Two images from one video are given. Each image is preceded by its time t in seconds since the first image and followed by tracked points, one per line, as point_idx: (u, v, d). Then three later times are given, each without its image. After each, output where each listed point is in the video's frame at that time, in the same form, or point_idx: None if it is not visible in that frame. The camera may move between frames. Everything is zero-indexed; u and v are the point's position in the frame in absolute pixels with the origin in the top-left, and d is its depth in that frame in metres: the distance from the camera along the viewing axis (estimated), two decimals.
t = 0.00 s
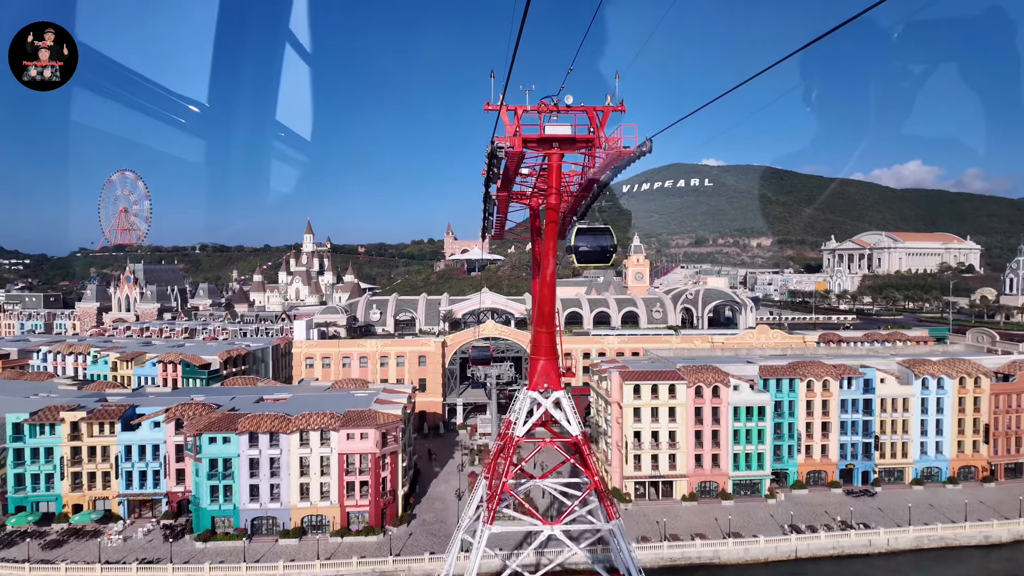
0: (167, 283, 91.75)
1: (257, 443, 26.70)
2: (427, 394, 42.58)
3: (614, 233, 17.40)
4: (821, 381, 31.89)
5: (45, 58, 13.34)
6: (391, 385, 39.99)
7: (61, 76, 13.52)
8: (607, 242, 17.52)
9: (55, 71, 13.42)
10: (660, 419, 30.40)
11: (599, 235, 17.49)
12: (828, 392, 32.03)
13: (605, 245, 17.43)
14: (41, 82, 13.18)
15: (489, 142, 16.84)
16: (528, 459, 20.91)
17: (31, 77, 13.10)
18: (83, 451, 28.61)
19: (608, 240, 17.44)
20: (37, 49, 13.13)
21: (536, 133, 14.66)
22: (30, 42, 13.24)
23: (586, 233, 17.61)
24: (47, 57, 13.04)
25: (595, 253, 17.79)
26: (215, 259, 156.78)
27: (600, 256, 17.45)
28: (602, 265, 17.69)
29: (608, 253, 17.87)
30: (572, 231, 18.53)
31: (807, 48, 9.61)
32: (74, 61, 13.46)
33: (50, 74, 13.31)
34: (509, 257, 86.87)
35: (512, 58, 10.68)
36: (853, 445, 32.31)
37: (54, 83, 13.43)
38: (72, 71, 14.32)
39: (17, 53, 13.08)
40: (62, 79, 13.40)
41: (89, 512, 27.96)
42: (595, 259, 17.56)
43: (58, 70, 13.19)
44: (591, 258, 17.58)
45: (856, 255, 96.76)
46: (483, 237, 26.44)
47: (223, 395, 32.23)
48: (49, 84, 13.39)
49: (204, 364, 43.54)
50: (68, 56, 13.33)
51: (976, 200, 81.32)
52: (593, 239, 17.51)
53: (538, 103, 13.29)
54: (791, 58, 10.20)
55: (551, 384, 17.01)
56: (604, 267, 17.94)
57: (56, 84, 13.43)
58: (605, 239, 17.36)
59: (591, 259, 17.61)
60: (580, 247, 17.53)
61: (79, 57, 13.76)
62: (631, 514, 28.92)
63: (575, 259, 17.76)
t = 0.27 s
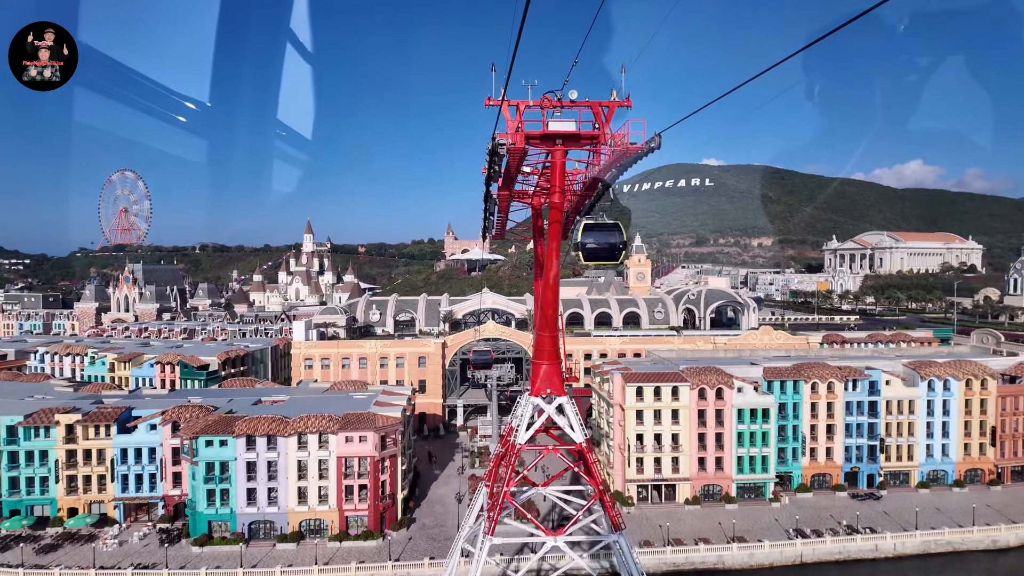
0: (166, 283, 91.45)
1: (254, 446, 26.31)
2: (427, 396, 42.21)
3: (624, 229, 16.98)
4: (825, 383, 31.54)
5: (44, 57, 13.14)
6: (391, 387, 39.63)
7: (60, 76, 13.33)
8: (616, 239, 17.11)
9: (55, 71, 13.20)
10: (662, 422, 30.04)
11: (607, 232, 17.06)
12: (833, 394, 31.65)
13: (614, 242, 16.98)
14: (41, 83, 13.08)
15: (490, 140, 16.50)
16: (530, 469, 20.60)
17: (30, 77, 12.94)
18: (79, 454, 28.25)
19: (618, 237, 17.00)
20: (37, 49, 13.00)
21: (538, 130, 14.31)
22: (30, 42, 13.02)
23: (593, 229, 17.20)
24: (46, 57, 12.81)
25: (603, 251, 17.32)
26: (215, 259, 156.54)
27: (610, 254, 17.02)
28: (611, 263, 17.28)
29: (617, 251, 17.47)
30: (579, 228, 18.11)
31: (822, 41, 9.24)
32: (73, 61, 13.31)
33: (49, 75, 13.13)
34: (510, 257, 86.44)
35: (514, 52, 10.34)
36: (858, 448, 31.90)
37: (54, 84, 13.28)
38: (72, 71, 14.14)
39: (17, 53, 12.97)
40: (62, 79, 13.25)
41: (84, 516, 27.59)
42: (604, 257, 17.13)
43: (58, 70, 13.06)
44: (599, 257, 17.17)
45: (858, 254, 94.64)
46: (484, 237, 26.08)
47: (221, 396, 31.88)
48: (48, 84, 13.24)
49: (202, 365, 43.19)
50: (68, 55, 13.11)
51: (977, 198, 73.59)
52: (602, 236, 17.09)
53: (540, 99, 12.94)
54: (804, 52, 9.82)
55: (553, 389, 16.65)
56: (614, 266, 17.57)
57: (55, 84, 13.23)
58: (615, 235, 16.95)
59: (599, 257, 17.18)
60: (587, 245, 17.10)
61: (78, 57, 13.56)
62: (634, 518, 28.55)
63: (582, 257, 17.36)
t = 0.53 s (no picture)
0: (165, 283, 91.13)
1: (251, 449, 25.92)
2: (427, 397, 41.81)
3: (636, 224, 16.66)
4: (830, 385, 31.15)
5: (45, 58, 13.30)
6: (391, 388, 39.23)
7: (61, 76, 13.44)
8: (626, 236, 16.70)
9: (55, 71, 13.33)
10: (665, 424, 29.64)
11: (616, 228, 16.64)
12: (838, 396, 31.26)
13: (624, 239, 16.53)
14: (43, 83, 13.20)
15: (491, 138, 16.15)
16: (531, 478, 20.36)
17: (31, 77, 13.07)
18: (74, 458, 27.87)
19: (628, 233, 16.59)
20: (38, 49, 13.11)
21: (541, 126, 13.95)
22: (31, 42, 13.11)
23: (602, 225, 16.73)
24: (47, 57, 13.00)
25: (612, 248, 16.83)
26: (215, 259, 156.27)
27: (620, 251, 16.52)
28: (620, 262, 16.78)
29: (625, 248, 17.12)
30: (586, 225, 17.72)
31: (838, 33, 8.86)
32: (74, 61, 13.44)
33: (50, 75, 13.25)
34: (511, 257, 85.98)
35: (516, 45, 10.00)
36: (863, 450, 31.49)
37: (55, 83, 13.37)
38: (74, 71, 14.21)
39: (18, 54, 13.05)
40: (62, 79, 13.36)
41: (79, 520, 27.21)
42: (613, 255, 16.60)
43: (58, 69, 13.19)
44: (607, 254, 16.63)
45: (861, 254, 94.94)
46: (484, 237, 25.70)
47: (218, 399, 31.51)
48: (49, 84, 13.34)
49: (200, 367, 42.82)
50: (68, 55, 13.31)
51: (980, 198, 71.72)
52: (613, 231, 16.66)
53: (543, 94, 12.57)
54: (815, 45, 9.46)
55: (556, 395, 16.27)
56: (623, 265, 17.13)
57: (55, 84, 13.37)
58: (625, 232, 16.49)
59: (607, 254, 16.66)
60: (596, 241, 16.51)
61: (79, 58, 13.78)
62: (637, 522, 28.16)
63: (589, 255, 16.77)
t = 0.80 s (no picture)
0: (164, 283, 90.82)
1: (248, 452, 25.54)
2: (427, 399, 41.42)
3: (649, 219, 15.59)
4: (835, 387, 30.76)
5: (44, 58, 12.57)
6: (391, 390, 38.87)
7: (60, 76, 12.78)
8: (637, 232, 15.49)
9: (55, 71, 12.65)
10: (668, 427, 29.23)
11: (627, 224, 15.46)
12: (843, 398, 30.86)
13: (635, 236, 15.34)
14: (42, 84, 12.55)
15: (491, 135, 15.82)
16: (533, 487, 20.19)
17: (30, 77, 12.37)
18: (69, 461, 27.49)
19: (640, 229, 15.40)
20: (37, 49, 12.42)
21: (545, 122, 13.60)
22: (29, 41, 12.42)
23: (611, 221, 15.58)
24: (47, 57, 12.28)
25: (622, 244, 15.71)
26: (215, 259, 156.02)
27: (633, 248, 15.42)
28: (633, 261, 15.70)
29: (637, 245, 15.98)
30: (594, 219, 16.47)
31: (855, 23, 8.47)
32: (74, 62, 12.78)
33: (49, 75, 12.57)
34: (511, 257, 85.66)
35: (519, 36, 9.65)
36: (868, 453, 31.11)
37: (55, 84, 12.72)
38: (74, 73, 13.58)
39: (16, 54, 12.26)
40: (63, 79, 12.68)
41: (74, 524, 26.83)
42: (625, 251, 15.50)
43: (58, 70, 12.51)
44: (617, 251, 15.56)
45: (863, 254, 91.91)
46: (484, 237, 25.36)
47: (216, 401, 31.15)
48: (49, 85, 12.66)
49: (198, 368, 42.47)
50: (68, 56, 12.66)
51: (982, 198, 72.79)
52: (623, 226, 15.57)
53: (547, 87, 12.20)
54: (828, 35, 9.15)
55: (559, 401, 15.95)
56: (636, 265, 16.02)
57: (55, 85, 12.69)
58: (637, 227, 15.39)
59: (618, 251, 15.57)
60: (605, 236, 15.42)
61: (80, 59, 13.12)
62: (640, 526, 27.79)
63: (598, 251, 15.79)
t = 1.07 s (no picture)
0: (163, 283, 90.43)
1: (245, 456, 25.16)
2: (427, 400, 41.01)
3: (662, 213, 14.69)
4: (840, 389, 30.36)
5: (45, 57, 13.78)
6: (390, 391, 38.49)
7: (60, 75, 13.94)
8: (650, 227, 14.53)
9: (55, 71, 13.84)
10: (671, 429, 28.84)
11: (639, 219, 14.54)
12: (849, 401, 30.46)
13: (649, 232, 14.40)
14: (42, 83, 13.66)
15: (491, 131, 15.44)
16: (536, 497, 19.96)
17: (31, 77, 13.56)
18: (63, 464, 27.10)
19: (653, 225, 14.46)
20: (38, 49, 13.60)
21: (548, 117, 13.18)
22: (31, 42, 13.66)
23: (622, 216, 14.63)
24: (47, 56, 13.52)
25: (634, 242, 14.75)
26: (215, 259, 155.71)
27: (646, 246, 14.55)
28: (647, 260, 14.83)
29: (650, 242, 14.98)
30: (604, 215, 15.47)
31: (874, 13, 8.11)
32: (74, 61, 13.94)
33: (50, 74, 13.77)
34: (511, 257, 85.37)
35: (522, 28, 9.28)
36: (874, 456, 30.72)
37: (55, 83, 13.89)
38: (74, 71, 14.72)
39: (18, 54, 13.48)
40: (62, 79, 13.84)
41: (68, 529, 26.46)
42: (637, 250, 14.64)
43: (58, 69, 13.63)
44: (630, 249, 14.69)
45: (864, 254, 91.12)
46: (485, 237, 24.98)
47: (213, 403, 30.78)
48: (49, 84, 13.82)
49: (196, 369, 42.14)
50: (68, 55, 13.84)
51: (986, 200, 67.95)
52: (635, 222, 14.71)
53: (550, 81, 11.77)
54: (846, 26, 8.77)
55: (562, 407, 15.61)
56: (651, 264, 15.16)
57: (55, 83, 13.87)
58: (650, 224, 14.51)
59: (630, 248, 14.62)
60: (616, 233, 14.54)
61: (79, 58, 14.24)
62: (642, 531, 27.40)
63: (609, 249, 14.78)
